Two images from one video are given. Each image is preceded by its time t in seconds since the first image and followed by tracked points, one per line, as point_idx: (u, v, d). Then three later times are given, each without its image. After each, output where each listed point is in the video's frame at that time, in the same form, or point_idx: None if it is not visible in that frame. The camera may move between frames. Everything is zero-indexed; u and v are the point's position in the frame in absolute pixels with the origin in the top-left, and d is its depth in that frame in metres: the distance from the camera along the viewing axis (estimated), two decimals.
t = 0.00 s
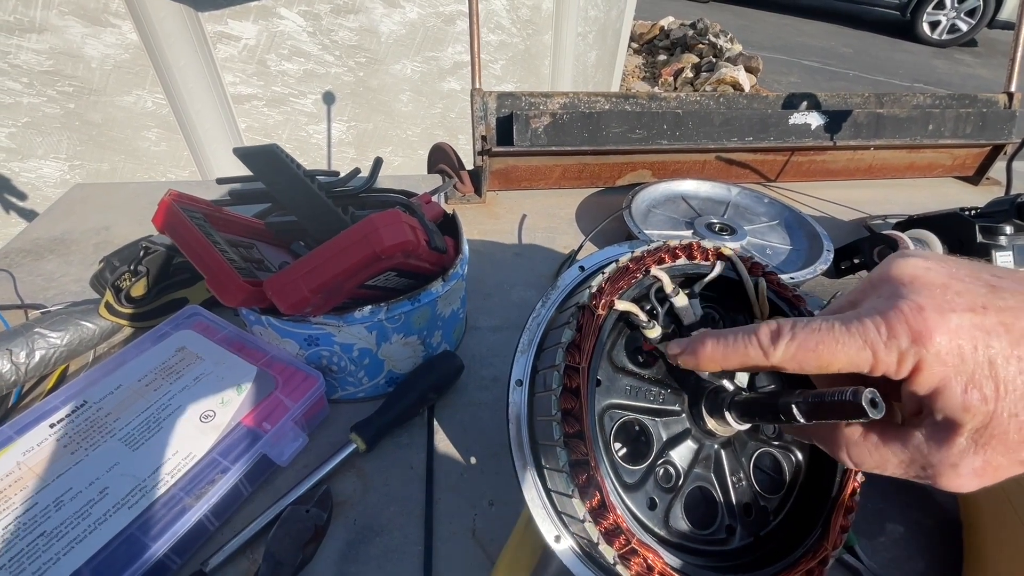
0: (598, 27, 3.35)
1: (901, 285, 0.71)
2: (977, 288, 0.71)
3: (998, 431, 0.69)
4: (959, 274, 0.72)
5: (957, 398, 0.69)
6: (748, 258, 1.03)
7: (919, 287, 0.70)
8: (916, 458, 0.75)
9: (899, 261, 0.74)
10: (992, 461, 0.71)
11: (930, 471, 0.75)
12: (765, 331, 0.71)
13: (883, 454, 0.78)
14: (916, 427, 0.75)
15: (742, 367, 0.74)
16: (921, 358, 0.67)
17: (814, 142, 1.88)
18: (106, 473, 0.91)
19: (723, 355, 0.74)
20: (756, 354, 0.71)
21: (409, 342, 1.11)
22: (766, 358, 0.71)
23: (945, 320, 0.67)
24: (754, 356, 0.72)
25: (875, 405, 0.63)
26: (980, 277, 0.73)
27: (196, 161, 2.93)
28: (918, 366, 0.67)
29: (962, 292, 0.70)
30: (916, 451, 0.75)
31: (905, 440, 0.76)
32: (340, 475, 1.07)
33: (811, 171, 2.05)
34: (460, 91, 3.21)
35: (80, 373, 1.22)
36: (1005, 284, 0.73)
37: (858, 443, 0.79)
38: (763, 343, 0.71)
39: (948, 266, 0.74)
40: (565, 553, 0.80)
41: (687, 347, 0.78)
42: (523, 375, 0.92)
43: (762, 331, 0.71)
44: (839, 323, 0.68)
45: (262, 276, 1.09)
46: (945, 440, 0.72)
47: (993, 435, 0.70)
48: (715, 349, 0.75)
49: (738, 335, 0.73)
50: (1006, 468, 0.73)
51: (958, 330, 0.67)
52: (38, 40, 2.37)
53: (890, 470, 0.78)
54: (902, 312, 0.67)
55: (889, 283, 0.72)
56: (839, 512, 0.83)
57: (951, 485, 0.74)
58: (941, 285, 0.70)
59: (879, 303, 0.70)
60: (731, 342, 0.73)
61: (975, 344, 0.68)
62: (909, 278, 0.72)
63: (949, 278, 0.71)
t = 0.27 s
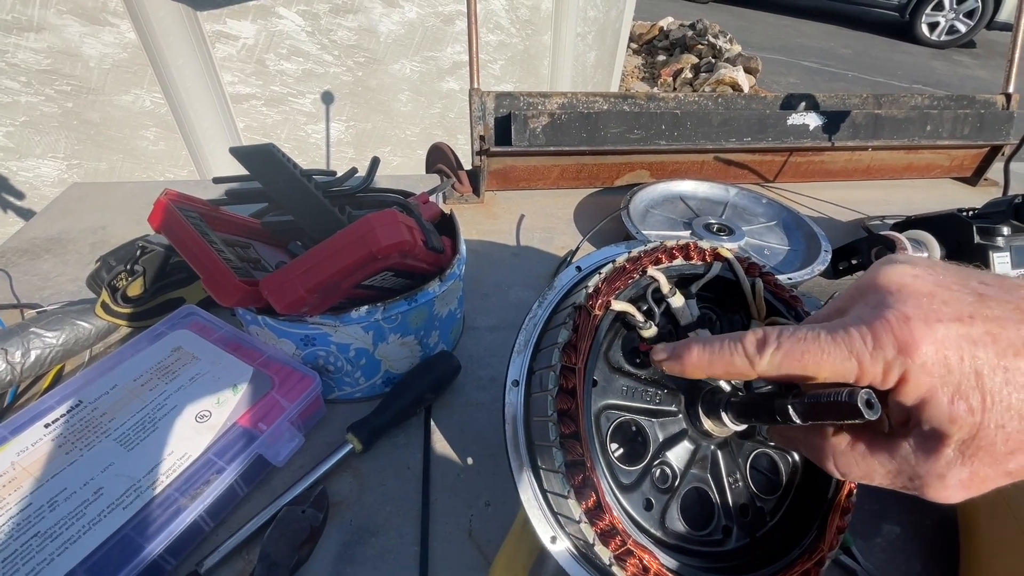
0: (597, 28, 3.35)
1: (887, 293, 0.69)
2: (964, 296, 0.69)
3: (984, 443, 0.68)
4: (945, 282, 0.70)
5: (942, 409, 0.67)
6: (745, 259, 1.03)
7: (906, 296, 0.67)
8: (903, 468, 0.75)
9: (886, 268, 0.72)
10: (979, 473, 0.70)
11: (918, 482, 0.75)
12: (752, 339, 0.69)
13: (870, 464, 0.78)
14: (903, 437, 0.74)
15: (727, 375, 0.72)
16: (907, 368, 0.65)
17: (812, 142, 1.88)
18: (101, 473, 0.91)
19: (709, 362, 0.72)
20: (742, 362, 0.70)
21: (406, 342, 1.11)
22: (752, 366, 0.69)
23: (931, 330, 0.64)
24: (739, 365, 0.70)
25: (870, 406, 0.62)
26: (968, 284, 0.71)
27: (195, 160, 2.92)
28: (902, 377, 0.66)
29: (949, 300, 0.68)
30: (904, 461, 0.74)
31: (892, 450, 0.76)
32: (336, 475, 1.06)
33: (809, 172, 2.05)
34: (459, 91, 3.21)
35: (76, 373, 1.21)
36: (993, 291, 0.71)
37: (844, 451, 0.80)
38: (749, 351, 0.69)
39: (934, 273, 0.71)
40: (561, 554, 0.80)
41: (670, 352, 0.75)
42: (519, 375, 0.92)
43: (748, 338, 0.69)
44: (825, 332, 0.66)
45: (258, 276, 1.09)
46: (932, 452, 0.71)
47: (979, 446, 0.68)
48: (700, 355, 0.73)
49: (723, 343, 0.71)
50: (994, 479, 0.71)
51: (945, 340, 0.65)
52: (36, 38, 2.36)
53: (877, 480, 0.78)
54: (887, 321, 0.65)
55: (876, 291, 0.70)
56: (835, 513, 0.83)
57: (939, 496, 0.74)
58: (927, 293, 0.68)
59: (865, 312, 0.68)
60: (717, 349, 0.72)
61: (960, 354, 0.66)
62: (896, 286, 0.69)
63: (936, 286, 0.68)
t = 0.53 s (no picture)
0: (596, 28, 3.34)
1: (911, 298, 0.70)
2: (990, 304, 0.70)
3: (1004, 450, 0.69)
4: (970, 288, 0.71)
5: (962, 415, 0.69)
6: (744, 260, 1.03)
7: (930, 301, 0.69)
8: (921, 473, 0.75)
9: (910, 273, 0.73)
10: (997, 479, 0.71)
11: (934, 487, 0.75)
12: (771, 339, 0.72)
13: (887, 467, 0.78)
14: (922, 442, 0.75)
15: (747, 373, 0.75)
16: (928, 373, 0.66)
17: (811, 143, 1.88)
18: (98, 475, 0.91)
19: (727, 359, 0.75)
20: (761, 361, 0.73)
21: (404, 344, 1.11)
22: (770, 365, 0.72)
23: (954, 337, 0.66)
24: (759, 363, 0.73)
25: (869, 409, 0.62)
26: (993, 292, 0.72)
27: (193, 160, 2.92)
28: (924, 382, 0.67)
29: (974, 307, 0.69)
30: (921, 466, 0.75)
31: (909, 455, 0.76)
32: (334, 477, 1.06)
33: (809, 173, 2.05)
34: (458, 91, 3.20)
35: (72, 374, 1.21)
36: (1016, 299, 0.72)
37: (861, 454, 0.80)
38: (768, 351, 0.72)
39: (960, 279, 0.72)
40: (558, 557, 0.79)
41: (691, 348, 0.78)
42: (517, 377, 0.91)
43: (768, 338, 0.72)
44: (845, 334, 0.68)
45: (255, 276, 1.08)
46: (950, 457, 0.72)
47: (999, 453, 0.69)
48: (720, 352, 0.76)
49: (744, 341, 0.74)
50: (1012, 486, 0.72)
51: (968, 346, 0.66)
52: (34, 38, 2.36)
53: (893, 484, 0.79)
54: (911, 326, 0.66)
55: (900, 295, 0.71)
56: (834, 516, 0.83)
57: (955, 502, 0.74)
58: (952, 299, 0.69)
59: (888, 316, 0.69)
60: (737, 347, 0.75)
61: (984, 361, 0.67)
62: (920, 291, 0.71)
63: (961, 293, 0.69)
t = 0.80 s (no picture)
0: (595, 28, 3.34)
1: (901, 307, 0.70)
2: (977, 314, 0.71)
3: (992, 460, 0.69)
4: (958, 299, 0.72)
5: (950, 425, 0.69)
6: (740, 260, 1.03)
7: (920, 311, 0.69)
8: (909, 482, 0.75)
9: (900, 282, 0.74)
10: (984, 490, 0.71)
11: (921, 496, 0.75)
12: (762, 344, 0.71)
13: (876, 476, 0.77)
14: (910, 452, 0.75)
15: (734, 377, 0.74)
16: (917, 382, 0.66)
17: (809, 144, 1.88)
18: (91, 475, 0.90)
19: (717, 363, 0.74)
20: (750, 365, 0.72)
21: (400, 343, 1.10)
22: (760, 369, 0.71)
23: (942, 347, 0.66)
24: (748, 367, 0.72)
25: (864, 409, 0.62)
26: (980, 302, 0.73)
27: (190, 159, 2.91)
28: (912, 392, 0.67)
29: (961, 317, 0.69)
30: (909, 475, 0.74)
31: (898, 464, 0.75)
32: (329, 477, 1.06)
33: (806, 173, 2.05)
34: (456, 91, 3.20)
35: (67, 374, 1.21)
36: (1004, 309, 0.73)
37: (850, 463, 0.79)
38: (758, 355, 0.71)
39: (948, 289, 0.73)
40: (554, 558, 0.79)
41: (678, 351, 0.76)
42: (513, 377, 0.91)
43: (758, 343, 0.71)
44: (836, 341, 0.68)
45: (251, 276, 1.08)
46: (938, 467, 0.72)
47: (986, 463, 0.69)
48: (709, 355, 0.75)
49: (734, 344, 0.74)
50: (999, 496, 0.72)
51: (955, 356, 0.67)
52: (31, 36, 2.35)
53: (880, 493, 0.78)
54: (900, 335, 0.67)
55: (890, 305, 0.71)
56: (830, 517, 0.83)
57: (943, 511, 0.74)
58: (941, 309, 0.69)
59: (878, 325, 0.70)
60: (726, 350, 0.74)
61: (971, 371, 0.67)
62: (909, 301, 0.71)
63: (949, 303, 0.70)
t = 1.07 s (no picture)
0: (594, 28, 3.35)
1: (915, 302, 0.71)
2: (990, 311, 0.71)
3: (1001, 453, 0.69)
4: (972, 295, 0.72)
5: (959, 417, 0.69)
6: (740, 258, 1.04)
7: (933, 306, 0.70)
8: (916, 473, 0.76)
9: (914, 278, 0.74)
10: (991, 482, 0.72)
11: (929, 487, 0.76)
12: (775, 337, 0.73)
13: (883, 467, 0.79)
14: (918, 443, 0.76)
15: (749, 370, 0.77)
16: (928, 375, 0.67)
17: (808, 143, 1.89)
18: (96, 470, 0.91)
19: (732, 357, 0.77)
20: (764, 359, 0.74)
21: (402, 341, 1.11)
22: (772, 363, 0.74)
23: (955, 341, 0.67)
24: (761, 361, 0.74)
25: (863, 404, 0.63)
26: (994, 299, 0.73)
27: (190, 158, 2.91)
28: (922, 384, 0.68)
29: (974, 313, 0.70)
30: (917, 466, 0.76)
31: (906, 455, 0.77)
32: (332, 473, 1.06)
33: (806, 173, 2.06)
34: (456, 90, 3.21)
35: (71, 370, 1.21)
36: (1017, 307, 0.74)
37: (859, 453, 0.81)
38: (771, 348, 0.74)
39: (962, 286, 0.74)
40: (556, 552, 0.79)
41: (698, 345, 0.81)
42: (515, 373, 0.92)
43: (771, 336, 0.73)
44: (848, 335, 0.69)
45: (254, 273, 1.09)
46: (946, 459, 0.73)
47: (994, 455, 0.70)
48: (724, 349, 0.78)
49: (748, 338, 0.76)
50: (1007, 489, 0.73)
51: (967, 350, 0.68)
52: (31, 35, 2.36)
53: (890, 484, 0.80)
54: (913, 329, 0.68)
55: (904, 300, 0.72)
56: (829, 512, 0.84)
57: (950, 502, 0.74)
58: (954, 305, 0.70)
59: (892, 319, 0.70)
60: (741, 343, 0.76)
61: (983, 365, 0.68)
62: (922, 296, 0.72)
63: (962, 299, 0.71)
